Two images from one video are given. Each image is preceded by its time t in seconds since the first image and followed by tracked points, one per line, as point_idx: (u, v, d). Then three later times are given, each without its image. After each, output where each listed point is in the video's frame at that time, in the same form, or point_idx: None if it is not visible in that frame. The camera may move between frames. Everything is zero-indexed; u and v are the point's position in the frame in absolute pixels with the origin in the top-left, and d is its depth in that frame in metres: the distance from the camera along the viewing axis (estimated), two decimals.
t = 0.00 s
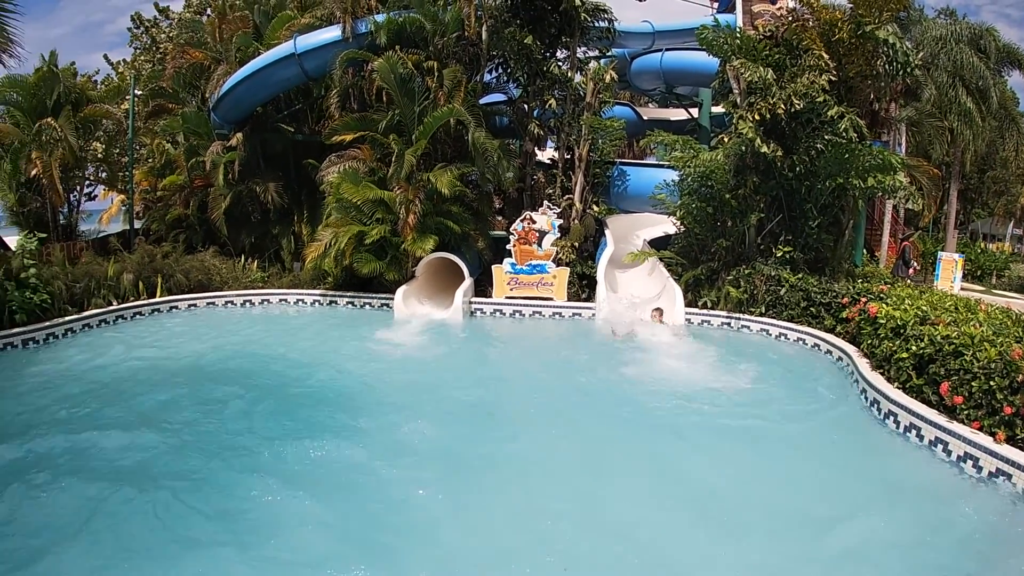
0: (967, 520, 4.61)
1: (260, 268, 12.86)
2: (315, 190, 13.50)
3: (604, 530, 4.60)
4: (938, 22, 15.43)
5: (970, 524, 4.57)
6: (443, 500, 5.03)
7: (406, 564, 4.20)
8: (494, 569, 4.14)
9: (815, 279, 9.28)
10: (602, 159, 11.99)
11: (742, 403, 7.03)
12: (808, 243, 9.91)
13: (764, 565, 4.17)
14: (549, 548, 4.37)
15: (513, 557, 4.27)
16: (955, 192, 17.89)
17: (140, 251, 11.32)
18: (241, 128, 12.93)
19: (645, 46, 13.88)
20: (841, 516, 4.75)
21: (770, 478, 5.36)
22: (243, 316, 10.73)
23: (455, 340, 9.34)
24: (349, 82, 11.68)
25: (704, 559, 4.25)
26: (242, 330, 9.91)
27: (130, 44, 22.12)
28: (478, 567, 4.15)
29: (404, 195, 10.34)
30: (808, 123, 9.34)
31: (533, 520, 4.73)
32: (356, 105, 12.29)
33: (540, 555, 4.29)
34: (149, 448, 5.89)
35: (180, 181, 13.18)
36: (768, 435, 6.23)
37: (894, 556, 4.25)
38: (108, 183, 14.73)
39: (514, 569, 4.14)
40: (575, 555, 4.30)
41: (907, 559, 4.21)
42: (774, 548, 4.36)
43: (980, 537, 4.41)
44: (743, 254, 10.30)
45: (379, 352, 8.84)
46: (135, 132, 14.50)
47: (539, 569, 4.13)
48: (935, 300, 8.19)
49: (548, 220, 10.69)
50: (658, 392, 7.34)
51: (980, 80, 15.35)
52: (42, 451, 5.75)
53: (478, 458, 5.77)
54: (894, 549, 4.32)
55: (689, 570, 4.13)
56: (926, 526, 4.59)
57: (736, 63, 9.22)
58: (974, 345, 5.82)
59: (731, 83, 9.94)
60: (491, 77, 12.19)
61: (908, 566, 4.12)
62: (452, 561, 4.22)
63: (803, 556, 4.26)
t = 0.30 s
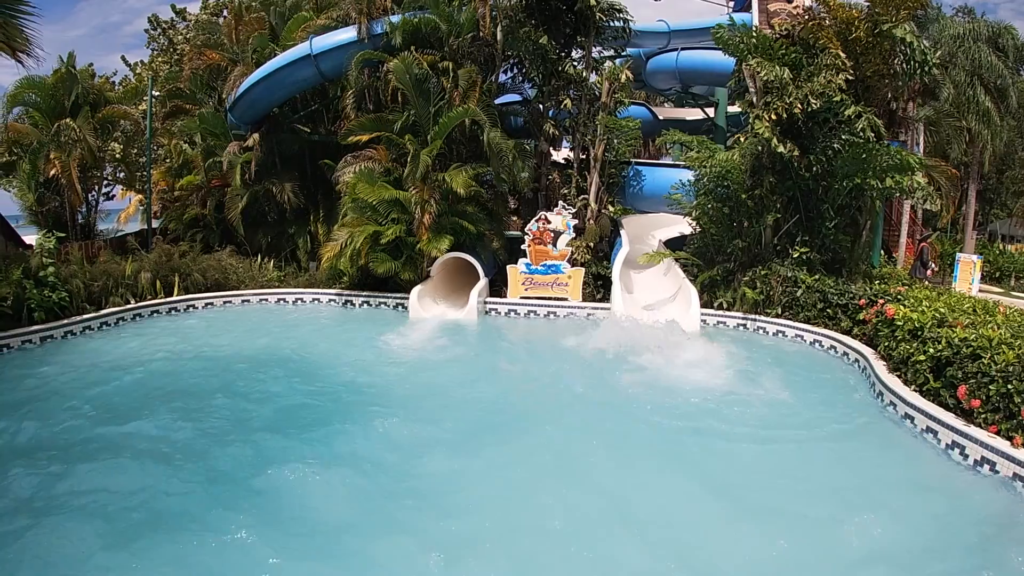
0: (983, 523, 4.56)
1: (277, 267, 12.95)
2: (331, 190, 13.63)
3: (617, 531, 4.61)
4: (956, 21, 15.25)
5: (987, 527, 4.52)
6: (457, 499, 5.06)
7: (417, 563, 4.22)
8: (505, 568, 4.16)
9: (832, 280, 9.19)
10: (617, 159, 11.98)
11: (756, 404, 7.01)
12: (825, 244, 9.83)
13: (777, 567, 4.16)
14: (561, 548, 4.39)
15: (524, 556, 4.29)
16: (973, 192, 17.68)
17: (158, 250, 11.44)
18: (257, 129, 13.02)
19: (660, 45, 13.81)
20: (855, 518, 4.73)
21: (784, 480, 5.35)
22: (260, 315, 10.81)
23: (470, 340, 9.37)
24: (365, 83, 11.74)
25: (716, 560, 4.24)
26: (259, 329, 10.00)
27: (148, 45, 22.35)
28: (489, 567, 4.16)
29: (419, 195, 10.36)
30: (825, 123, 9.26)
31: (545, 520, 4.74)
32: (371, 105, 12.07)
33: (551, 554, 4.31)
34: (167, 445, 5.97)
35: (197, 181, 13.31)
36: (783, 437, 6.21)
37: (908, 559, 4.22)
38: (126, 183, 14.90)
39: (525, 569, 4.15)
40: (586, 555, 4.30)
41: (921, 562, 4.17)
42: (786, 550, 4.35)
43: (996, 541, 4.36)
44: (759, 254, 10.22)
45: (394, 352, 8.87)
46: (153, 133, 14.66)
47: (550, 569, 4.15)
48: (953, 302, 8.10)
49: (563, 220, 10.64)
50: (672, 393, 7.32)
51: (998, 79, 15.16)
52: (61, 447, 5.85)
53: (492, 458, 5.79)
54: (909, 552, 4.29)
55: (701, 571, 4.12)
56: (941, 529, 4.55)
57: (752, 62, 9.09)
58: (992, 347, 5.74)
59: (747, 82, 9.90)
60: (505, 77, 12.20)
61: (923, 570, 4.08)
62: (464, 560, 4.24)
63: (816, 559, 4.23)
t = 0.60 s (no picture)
0: (988, 526, 4.55)
1: (281, 266, 12.96)
2: (336, 189, 13.69)
3: (621, 532, 4.59)
4: (961, 21, 15.19)
5: (991, 530, 4.51)
6: (461, 499, 5.05)
7: (420, 563, 4.22)
8: (509, 568, 4.15)
9: (837, 280, 9.15)
10: (622, 159, 11.98)
11: (760, 405, 6.99)
12: (830, 245, 9.80)
13: (782, 568, 4.14)
14: (565, 549, 4.38)
15: (527, 556, 4.29)
16: (979, 193, 17.61)
17: (163, 249, 11.46)
18: (262, 128, 13.06)
19: (665, 45, 13.74)
20: (859, 520, 4.71)
21: (789, 481, 5.33)
22: (264, 314, 10.82)
23: (474, 340, 9.37)
24: (370, 83, 11.76)
25: (720, 561, 4.23)
26: (263, 327, 10.01)
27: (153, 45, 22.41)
28: (492, 567, 4.16)
29: (423, 195, 10.38)
30: (830, 123, 9.24)
31: (549, 521, 4.73)
32: (375, 105, 12.17)
33: (555, 555, 4.30)
34: (171, 443, 5.99)
35: (202, 180, 13.33)
36: (788, 438, 6.19)
37: (913, 561, 4.20)
38: (131, 181, 14.94)
39: (528, 569, 4.14)
40: (590, 556, 4.30)
41: (925, 564, 4.15)
42: (790, 551, 4.34)
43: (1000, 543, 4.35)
44: (764, 255, 10.23)
45: (398, 351, 8.88)
46: (158, 132, 14.70)
47: (554, 569, 4.14)
48: (959, 303, 8.08)
49: (567, 220, 10.62)
50: (676, 394, 7.31)
51: (1003, 80, 15.10)
52: (67, 445, 5.87)
53: (496, 458, 5.78)
54: (913, 555, 4.27)
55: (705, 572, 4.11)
56: (945, 531, 4.54)
57: (756, 62, 9.13)
58: (997, 349, 5.71)
59: (753, 82, 9.89)
60: (510, 77, 12.24)
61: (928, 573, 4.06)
62: (466, 561, 4.23)
63: (821, 560, 4.22)
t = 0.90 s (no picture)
0: (989, 527, 4.54)
1: (283, 265, 12.97)
2: (338, 189, 13.70)
3: (622, 532, 4.58)
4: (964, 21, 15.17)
5: (992, 531, 4.51)
6: (462, 498, 5.06)
7: (420, 562, 4.21)
8: (510, 568, 4.15)
9: (839, 281, 9.14)
10: (624, 158, 11.96)
11: (760, 405, 6.99)
12: (831, 245, 9.80)
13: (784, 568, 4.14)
14: (566, 548, 4.38)
15: (528, 556, 4.28)
16: (982, 194, 17.58)
17: (165, 248, 11.47)
18: (264, 127, 13.07)
19: (667, 45, 13.77)
20: (860, 521, 4.71)
21: (790, 482, 5.33)
22: (265, 313, 10.82)
23: (475, 339, 9.36)
24: (372, 82, 11.75)
25: (721, 561, 4.23)
26: (265, 326, 10.01)
27: (155, 44, 22.42)
28: (492, 567, 4.16)
29: (425, 194, 10.38)
30: (832, 123, 9.24)
31: (550, 521, 4.72)
32: (378, 104, 12.31)
33: (556, 555, 4.30)
34: (172, 442, 5.99)
35: (204, 179, 13.33)
36: (789, 438, 6.19)
37: (914, 562, 4.19)
38: (133, 180, 14.95)
39: (529, 568, 4.14)
40: (590, 556, 4.29)
41: (927, 565, 4.15)
42: (792, 552, 4.33)
43: (1001, 545, 4.34)
44: (766, 255, 10.23)
45: (401, 351, 8.86)
46: (160, 131, 14.71)
47: (556, 569, 4.13)
48: (960, 304, 8.07)
49: (569, 220, 10.61)
50: (677, 394, 7.29)
51: (1006, 80, 15.07)
52: (69, 443, 5.87)
53: (496, 458, 5.78)
54: (915, 556, 4.26)
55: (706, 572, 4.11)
56: (947, 532, 4.53)
57: (759, 62, 9.10)
58: (998, 350, 5.70)
59: (755, 82, 9.82)
60: (512, 76, 12.21)
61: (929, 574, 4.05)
62: (467, 560, 4.23)
63: (823, 561, 4.21)
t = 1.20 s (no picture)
0: (990, 528, 4.53)
1: (284, 265, 12.98)
2: (338, 189, 13.72)
3: (624, 533, 4.57)
4: (965, 21, 15.16)
5: (997, 532, 4.47)
6: (463, 499, 5.04)
7: (420, 562, 4.21)
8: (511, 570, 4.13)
9: (840, 281, 9.14)
10: (625, 158, 11.96)
11: (759, 405, 6.99)
12: (832, 245, 9.80)
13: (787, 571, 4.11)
14: (566, 550, 4.36)
15: (527, 557, 4.28)
16: (983, 193, 17.57)
17: (166, 248, 11.49)
18: (265, 128, 13.08)
19: (668, 45, 13.77)
20: (861, 521, 4.70)
21: (793, 483, 5.31)
22: (266, 313, 10.83)
23: (476, 340, 9.36)
24: (372, 82, 11.75)
25: (724, 562, 4.22)
26: (266, 327, 10.01)
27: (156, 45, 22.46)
28: (493, 568, 4.14)
29: (426, 194, 10.39)
30: (833, 123, 9.23)
31: (551, 521, 4.71)
32: (380, 105, 12.30)
33: (557, 556, 4.28)
34: (174, 442, 6.00)
35: (205, 180, 13.33)
36: (792, 439, 6.17)
37: (914, 563, 4.17)
38: (134, 180, 14.95)
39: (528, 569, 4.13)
40: (591, 557, 4.28)
41: (930, 567, 4.13)
42: (794, 554, 4.31)
43: (1001, 546, 4.31)
44: (767, 254, 10.23)
45: (401, 351, 8.86)
46: (161, 131, 14.72)
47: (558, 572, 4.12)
48: (961, 304, 8.07)
49: (570, 219, 10.63)
50: (677, 395, 7.28)
51: (1007, 80, 15.06)
52: (70, 444, 5.88)
53: (497, 459, 5.77)
54: (917, 557, 4.25)
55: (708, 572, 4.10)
56: (948, 533, 4.52)
57: (759, 62, 9.08)
58: (999, 350, 5.70)
59: (755, 82, 9.79)
60: (513, 76, 12.20)
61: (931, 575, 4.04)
62: (468, 561, 4.22)
63: (825, 563, 4.20)
